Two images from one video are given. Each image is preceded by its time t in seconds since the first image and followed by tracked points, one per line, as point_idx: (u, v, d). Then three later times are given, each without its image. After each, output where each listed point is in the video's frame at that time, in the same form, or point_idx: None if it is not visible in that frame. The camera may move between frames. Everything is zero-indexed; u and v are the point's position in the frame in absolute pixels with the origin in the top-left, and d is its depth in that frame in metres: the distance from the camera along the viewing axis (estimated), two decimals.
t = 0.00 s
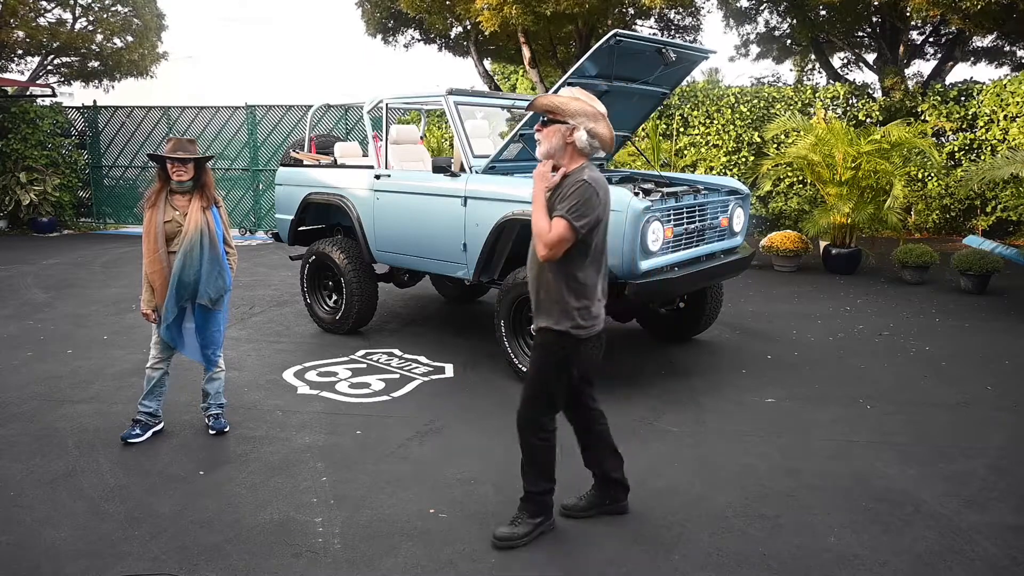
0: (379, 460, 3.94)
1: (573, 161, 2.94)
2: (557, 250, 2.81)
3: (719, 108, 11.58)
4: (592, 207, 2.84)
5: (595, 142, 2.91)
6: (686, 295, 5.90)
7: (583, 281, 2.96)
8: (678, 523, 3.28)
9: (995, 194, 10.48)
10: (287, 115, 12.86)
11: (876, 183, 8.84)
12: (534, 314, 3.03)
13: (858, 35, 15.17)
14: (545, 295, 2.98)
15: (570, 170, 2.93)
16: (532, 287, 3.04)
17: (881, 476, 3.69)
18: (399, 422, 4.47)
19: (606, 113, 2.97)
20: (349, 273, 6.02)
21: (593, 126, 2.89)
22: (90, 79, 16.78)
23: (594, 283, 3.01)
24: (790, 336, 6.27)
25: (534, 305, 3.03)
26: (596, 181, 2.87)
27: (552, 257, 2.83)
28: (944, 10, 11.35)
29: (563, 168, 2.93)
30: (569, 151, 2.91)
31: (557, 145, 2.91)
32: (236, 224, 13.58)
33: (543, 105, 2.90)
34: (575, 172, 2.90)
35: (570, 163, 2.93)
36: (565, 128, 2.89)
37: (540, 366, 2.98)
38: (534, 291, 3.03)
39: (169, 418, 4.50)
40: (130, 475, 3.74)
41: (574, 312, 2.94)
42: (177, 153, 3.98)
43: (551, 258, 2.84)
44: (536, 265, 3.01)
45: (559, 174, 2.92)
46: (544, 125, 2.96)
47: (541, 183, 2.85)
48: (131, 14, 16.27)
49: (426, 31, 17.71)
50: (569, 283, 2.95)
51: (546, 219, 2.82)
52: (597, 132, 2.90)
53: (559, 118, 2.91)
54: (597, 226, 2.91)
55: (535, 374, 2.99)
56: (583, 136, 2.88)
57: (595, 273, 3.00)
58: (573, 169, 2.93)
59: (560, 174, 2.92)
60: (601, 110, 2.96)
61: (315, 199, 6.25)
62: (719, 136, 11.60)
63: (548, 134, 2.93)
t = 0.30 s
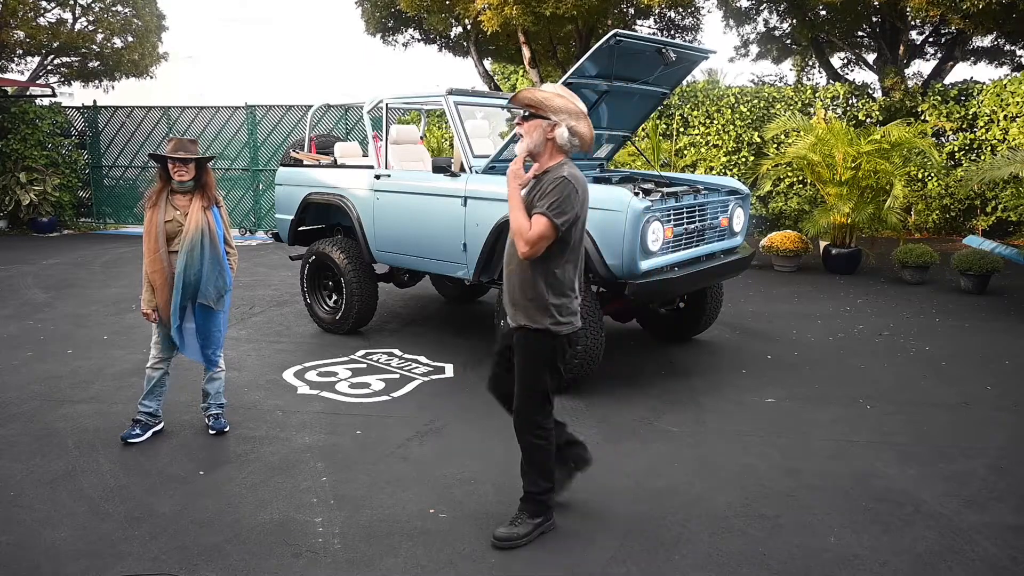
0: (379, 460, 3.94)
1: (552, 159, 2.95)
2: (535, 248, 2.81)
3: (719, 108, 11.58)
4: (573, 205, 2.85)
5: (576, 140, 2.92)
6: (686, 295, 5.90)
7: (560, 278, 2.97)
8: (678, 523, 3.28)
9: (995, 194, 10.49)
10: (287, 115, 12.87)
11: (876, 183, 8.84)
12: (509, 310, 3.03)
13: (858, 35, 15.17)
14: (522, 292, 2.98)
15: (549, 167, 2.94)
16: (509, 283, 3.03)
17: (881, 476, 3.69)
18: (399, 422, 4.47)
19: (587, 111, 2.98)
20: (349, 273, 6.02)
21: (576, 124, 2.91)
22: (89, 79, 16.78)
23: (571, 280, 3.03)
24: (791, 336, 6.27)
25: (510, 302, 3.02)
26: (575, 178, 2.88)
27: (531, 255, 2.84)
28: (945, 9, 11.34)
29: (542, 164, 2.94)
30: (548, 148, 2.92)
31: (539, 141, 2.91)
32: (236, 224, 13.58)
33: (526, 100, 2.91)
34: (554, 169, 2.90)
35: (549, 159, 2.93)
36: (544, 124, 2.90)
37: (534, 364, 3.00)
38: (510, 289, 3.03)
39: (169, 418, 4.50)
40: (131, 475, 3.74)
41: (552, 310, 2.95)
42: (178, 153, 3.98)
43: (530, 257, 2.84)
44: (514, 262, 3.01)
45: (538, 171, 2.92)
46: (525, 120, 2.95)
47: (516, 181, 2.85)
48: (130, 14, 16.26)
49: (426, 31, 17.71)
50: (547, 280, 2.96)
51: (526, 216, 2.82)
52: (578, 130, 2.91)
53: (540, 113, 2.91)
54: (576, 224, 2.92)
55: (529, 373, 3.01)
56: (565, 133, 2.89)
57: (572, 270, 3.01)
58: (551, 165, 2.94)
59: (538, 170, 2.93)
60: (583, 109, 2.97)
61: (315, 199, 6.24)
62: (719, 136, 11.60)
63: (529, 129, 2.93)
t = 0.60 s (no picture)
0: (379, 460, 3.94)
1: (534, 160, 3.00)
2: (546, 249, 2.84)
3: (719, 108, 11.58)
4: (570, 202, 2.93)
5: (558, 140, 3.00)
6: (685, 296, 5.90)
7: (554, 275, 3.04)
8: (678, 523, 3.28)
9: (995, 194, 10.49)
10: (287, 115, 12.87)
11: (876, 183, 8.84)
12: (507, 312, 3.03)
13: (858, 35, 15.16)
14: (523, 292, 2.99)
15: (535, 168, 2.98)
16: (502, 285, 3.03)
17: (881, 476, 3.69)
18: (399, 422, 4.47)
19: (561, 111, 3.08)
20: (349, 273, 6.02)
21: (558, 123, 2.98)
22: (89, 79, 16.78)
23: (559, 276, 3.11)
24: (791, 336, 6.27)
25: (507, 304, 3.02)
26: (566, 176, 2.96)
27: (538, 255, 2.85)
28: (945, 9, 11.34)
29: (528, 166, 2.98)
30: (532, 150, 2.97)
31: (525, 144, 2.95)
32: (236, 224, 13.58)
33: (512, 104, 2.91)
34: (542, 170, 2.96)
35: (533, 161, 2.98)
36: (531, 127, 2.93)
37: (527, 358, 3.03)
38: (505, 291, 3.02)
39: (169, 418, 4.50)
40: (131, 475, 3.74)
41: (551, 307, 3.02)
42: (179, 153, 3.98)
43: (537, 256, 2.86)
44: (509, 264, 3.01)
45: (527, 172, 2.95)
46: (507, 124, 2.95)
47: (512, 182, 2.82)
48: (130, 14, 16.25)
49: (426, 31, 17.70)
50: (544, 279, 3.01)
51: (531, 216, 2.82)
52: (560, 130, 2.99)
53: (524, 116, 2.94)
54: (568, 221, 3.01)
55: (525, 369, 3.03)
56: (550, 134, 2.96)
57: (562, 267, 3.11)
58: (537, 166, 2.99)
59: (526, 172, 2.96)
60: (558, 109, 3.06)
61: (315, 199, 6.24)
62: (719, 136, 11.60)
63: (514, 132, 2.94)
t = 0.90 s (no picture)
0: (379, 460, 3.94)
1: (516, 163, 3.12)
2: (561, 253, 2.99)
3: (719, 108, 11.58)
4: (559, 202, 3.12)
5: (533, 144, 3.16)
6: (686, 295, 5.90)
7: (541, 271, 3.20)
8: (678, 522, 3.28)
9: (995, 194, 10.49)
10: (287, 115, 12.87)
11: (876, 183, 8.83)
12: (507, 310, 3.09)
13: (858, 35, 15.17)
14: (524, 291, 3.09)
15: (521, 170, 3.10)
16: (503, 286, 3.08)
17: (881, 476, 3.69)
18: (399, 422, 4.47)
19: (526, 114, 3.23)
20: (349, 273, 6.02)
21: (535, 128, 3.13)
22: (89, 79, 16.78)
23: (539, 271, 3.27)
24: (791, 336, 6.27)
25: (507, 303, 3.09)
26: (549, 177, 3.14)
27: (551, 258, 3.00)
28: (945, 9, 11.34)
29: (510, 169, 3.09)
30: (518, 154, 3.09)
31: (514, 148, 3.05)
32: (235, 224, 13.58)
33: (508, 111, 2.99)
34: (527, 172, 3.09)
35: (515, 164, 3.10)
36: (521, 131, 3.05)
37: (522, 347, 3.11)
38: (503, 290, 3.08)
39: (169, 418, 4.50)
40: (131, 475, 3.74)
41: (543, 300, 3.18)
42: (180, 153, 3.98)
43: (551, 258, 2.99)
44: (509, 265, 3.07)
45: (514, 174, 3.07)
46: (500, 127, 3.00)
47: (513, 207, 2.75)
48: (131, 14, 16.24)
49: (426, 31, 17.70)
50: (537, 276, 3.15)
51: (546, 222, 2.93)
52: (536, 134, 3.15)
53: (514, 121, 3.02)
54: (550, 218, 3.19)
55: (523, 360, 3.11)
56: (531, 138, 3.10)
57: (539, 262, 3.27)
58: (520, 169, 3.11)
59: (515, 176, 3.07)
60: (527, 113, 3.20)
61: (315, 199, 6.24)
62: (719, 136, 11.60)
63: (507, 136, 3.02)
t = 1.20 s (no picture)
0: (379, 460, 3.94)
1: (507, 163, 3.16)
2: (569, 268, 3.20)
3: (719, 108, 11.58)
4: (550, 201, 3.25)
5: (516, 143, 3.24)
6: (686, 295, 5.90)
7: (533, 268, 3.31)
8: (679, 523, 3.28)
9: (995, 194, 10.50)
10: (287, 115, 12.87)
11: (876, 183, 8.83)
12: (514, 307, 3.14)
13: (858, 36, 15.16)
14: (528, 287, 3.16)
15: (512, 170, 3.16)
16: (509, 283, 3.12)
17: (881, 477, 3.69)
18: (399, 422, 4.47)
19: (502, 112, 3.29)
20: (349, 273, 6.02)
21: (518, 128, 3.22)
22: (90, 79, 16.78)
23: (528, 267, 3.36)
24: (791, 336, 6.27)
25: (513, 300, 3.13)
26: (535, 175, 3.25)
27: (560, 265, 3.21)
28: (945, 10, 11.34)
29: (500, 169, 3.14)
30: (509, 153, 3.14)
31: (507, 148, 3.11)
32: (235, 224, 13.58)
33: (502, 114, 3.08)
34: (518, 171, 3.16)
35: (505, 164, 3.16)
36: (509, 131, 3.11)
37: (522, 344, 3.17)
38: (508, 290, 3.12)
39: (169, 418, 4.50)
40: (130, 475, 3.74)
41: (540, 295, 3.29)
42: (184, 153, 3.98)
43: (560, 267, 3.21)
44: (513, 263, 3.11)
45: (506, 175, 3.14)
46: (493, 128, 3.07)
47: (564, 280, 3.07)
48: (131, 14, 16.24)
49: (427, 31, 17.69)
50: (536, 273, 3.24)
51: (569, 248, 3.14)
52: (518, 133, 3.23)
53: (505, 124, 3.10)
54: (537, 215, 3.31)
55: (525, 358, 3.17)
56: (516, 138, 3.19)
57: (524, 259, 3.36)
58: (509, 168, 3.16)
59: (507, 177, 3.14)
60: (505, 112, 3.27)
61: (315, 199, 6.24)
62: (719, 136, 11.60)
63: (500, 136, 3.09)
